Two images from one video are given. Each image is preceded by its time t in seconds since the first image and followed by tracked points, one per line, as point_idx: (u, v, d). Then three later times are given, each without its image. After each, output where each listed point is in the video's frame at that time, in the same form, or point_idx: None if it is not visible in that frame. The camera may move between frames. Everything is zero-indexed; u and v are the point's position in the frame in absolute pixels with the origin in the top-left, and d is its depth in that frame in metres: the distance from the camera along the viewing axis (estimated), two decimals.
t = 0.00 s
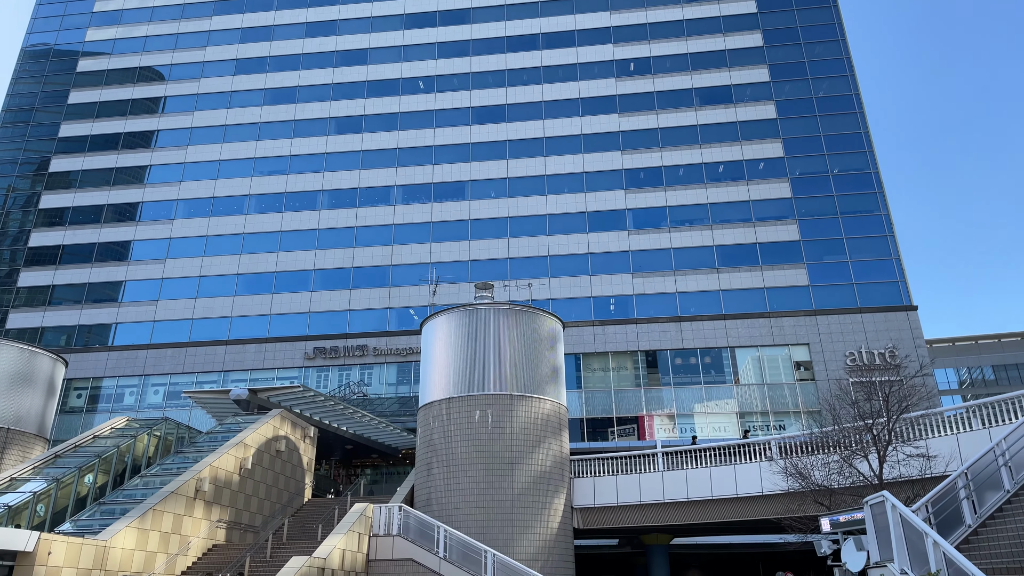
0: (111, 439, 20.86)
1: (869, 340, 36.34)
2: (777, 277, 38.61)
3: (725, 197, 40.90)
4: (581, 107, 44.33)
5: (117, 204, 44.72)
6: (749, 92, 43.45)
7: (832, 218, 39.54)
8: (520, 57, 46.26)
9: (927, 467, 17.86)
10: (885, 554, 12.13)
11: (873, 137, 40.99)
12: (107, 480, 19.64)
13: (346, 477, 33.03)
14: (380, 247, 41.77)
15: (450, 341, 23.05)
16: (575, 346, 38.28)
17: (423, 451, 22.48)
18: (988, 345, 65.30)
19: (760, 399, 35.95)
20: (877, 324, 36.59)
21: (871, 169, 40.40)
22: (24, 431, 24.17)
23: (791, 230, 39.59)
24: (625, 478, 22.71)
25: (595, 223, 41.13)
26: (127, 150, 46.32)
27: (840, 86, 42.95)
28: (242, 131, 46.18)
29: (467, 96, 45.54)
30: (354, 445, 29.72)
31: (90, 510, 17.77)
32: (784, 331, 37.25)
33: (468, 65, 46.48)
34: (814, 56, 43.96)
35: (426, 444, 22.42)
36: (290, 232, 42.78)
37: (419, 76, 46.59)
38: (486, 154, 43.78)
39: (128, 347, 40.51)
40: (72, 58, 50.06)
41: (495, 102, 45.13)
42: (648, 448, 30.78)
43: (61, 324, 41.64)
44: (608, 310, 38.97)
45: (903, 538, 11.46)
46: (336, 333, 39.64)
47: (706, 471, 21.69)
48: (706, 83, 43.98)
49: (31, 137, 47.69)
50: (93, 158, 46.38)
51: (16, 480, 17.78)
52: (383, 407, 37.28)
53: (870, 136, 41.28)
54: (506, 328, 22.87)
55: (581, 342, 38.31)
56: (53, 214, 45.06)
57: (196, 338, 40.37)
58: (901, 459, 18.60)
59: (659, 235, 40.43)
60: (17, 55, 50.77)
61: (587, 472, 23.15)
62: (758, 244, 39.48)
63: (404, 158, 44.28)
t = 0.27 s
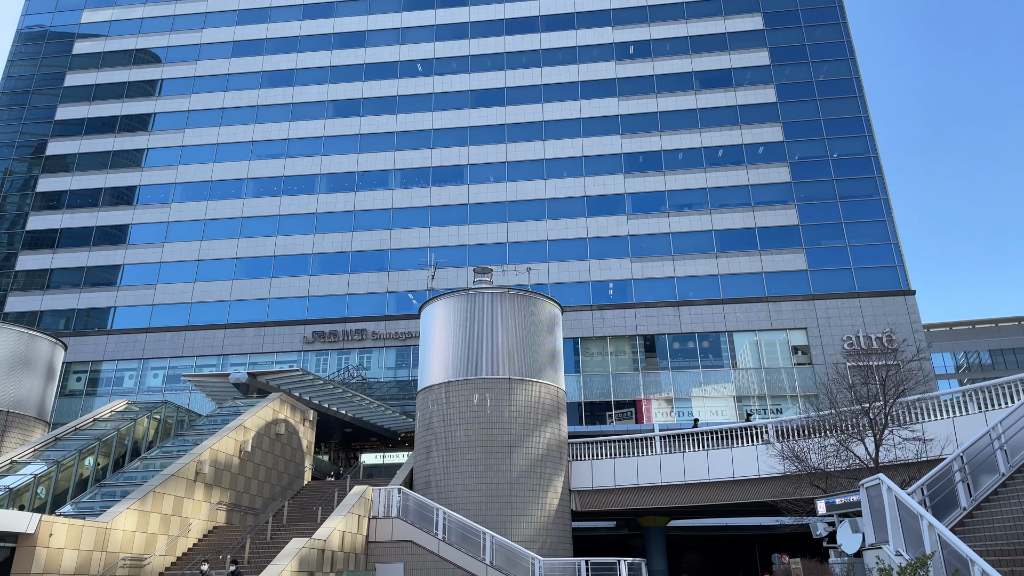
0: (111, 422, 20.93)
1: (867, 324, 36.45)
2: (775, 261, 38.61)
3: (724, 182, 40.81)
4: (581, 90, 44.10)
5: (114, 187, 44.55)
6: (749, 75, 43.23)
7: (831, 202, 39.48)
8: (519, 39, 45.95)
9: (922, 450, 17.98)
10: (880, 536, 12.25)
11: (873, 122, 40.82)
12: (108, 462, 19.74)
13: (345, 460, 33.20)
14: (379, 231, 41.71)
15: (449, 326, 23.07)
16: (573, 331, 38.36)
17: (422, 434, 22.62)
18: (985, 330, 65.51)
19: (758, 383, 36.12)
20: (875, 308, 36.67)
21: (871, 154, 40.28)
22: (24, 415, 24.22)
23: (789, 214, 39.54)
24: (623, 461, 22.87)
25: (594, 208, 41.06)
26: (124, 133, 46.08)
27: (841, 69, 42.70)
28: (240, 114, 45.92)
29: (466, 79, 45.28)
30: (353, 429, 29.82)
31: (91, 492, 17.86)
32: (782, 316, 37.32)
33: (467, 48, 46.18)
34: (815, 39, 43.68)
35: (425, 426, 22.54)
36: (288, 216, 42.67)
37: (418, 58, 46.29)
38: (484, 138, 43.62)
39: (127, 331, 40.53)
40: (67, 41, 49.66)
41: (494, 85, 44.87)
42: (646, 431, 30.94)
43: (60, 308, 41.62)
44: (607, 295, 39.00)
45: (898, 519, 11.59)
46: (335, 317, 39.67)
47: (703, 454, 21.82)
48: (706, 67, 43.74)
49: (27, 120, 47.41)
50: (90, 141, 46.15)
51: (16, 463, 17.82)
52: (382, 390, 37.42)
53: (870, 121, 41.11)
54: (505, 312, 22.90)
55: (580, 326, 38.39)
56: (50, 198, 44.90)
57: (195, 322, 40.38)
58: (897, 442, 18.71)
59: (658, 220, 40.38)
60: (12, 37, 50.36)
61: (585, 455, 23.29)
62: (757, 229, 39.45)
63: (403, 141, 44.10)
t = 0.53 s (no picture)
0: (109, 407, 20.98)
1: (864, 311, 36.52)
2: (773, 248, 38.60)
3: (723, 168, 40.73)
4: (579, 76, 43.88)
5: (111, 172, 44.36)
6: (749, 62, 43.04)
7: (829, 189, 39.42)
8: (517, 25, 45.67)
9: (918, 437, 18.08)
10: (875, 522, 12.35)
11: (873, 109, 40.67)
12: (106, 447, 19.80)
13: (343, 445, 33.33)
14: (377, 217, 41.62)
15: (447, 313, 23.08)
16: (571, 318, 38.40)
17: (420, 420, 22.69)
18: (981, 318, 65.71)
19: (754, 370, 36.26)
20: (872, 296, 36.72)
21: (870, 141, 40.17)
22: (22, 399, 24.25)
23: (788, 201, 39.49)
24: (620, 447, 22.98)
25: (592, 195, 40.98)
26: (120, 117, 45.82)
27: (841, 56, 42.49)
28: (237, 99, 45.66)
29: (464, 65, 45.04)
30: (351, 414, 29.89)
31: (90, 477, 17.93)
32: (779, 304, 37.39)
33: (465, 33, 45.90)
34: (815, 25, 43.44)
35: (423, 412, 22.61)
36: (286, 202, 42.55)
37: (415, 43, 46.00)
38: (482, 124, 43.44)
39: (125, 316, 40.49)
40: (62, 24, 49.27)
41: (492, 71, 44.63)
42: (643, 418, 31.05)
43: (57, 293, 41.55)
44: (604, 282, 39.02)
45: (893, 504, 11.66)
46: (332, 304, 39.65)
47: (699, 441, 21.93)
48: (706, 53, 43.54)
49: (22, 104, 47.12)
50: (86, 126, 45.90)
51: (15, 447, 17.87)
52: (380, 376, 37.50)
53: (870, 107, 40.96)
54: (503, 299, 22.90)
55: (578, 313, 38.44)
56: (46, 183, 44.72)
57: (192, 308, 40.34)
58: (893, 429, 18.80)
59: (656, 206, 40.33)
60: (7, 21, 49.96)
61: (582, 441, 23.39)
62: (756, 216, 39.42)
63: (400, 127, 43.92)
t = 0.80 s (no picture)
0: (107, 391, 20.99)
1: (860, 299, 36.61)
2: (771, 236, 38.60)
3: (721, 155, 40.66)
4: (578, 61, 43.67)
5: (107, 156, 44.14)
6: (749, 48, 42.85)
7: (828, 177, 39.36)
8: (517, 9, 45.38)
9: (913, 424, 18.18)
10: (869, 507, 12.45)
11: (872, 96, 40.51)
12: (104, 431, 19.82)
13: (340, 430, 33.45)
14: (375, 203, 41.51)
15: (445, 299, 23.09)
16: (568, 304, 38.46)
17: (417, 404, 22.78)
18: (977, 306, 65.93)
19: (751, 357, 36.41)
20: (869, 283, 36.79)
21: (869, 128, 40.05)
22: (19, 383, 24.26)
23: (786, 189, 39.44)
24: (616, 433, 23.10)
25: (590, 181, 40.91)
26: (116, 101, 45.54)
27: (841, 42, 42.27)
28: (234, 82, 45.38)
29: (462, 49, 44.77)
30: (349, 399, 29.95)
31: (88, 460, 17.98)
32: (776, 291, 37.47)
33: (464, 17, 45.61)
34: (815, 11, 43.20)
35: (420, 397, 22.69)
36: (283, 187, 42.41)
37: (413, 28, 45.70)
38: (481, 109, 43.25)
39: (122, 301, 40.43)
40: (57, 6, 48.82)
41: (490, 56, 44.39)
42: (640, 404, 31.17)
43: (54, 277, 41.45)
44: (602, 268, 39.04)
45: (887, 491, 11.74)
46: (330, 289, 39.62)
47: (695, 427, 22.04)
48: (705, 39, 43.33)
49: (18, 87, 46.79)
50: (82, 110, 45.63)
51: (13, 430, 17.89)
52: (378, 361, 37.56)
53: (869, 95, 40.79)
54: (501, 285, 22.90)
55: (575, 300, 38.48)
56: (43, 166, 44.50)
57: (189, 293, 40.28)
58: (887, 416, 18.90)
59: (655, 193, 40.28)
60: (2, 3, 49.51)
61: (578, 426, 23.52)
62: (754, 203, 39.39)
63: (398, 112, 43.72)
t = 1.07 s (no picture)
0: (105, 377, 21.01)
1: (857, 288, 36.67)
2: (770, 224, 38.58)
3: (720, 143, 40.57)
4: (577, 48, 43.46)
5: (104, 142, 43.95)
6: (749, 35, 42.65)
7: (827, 165, 39.27)
8: None
9: (909, 411, 18.27)
10: (865, 494, 12.53)
11: (872, 84, 40.34)
12: (102, 417, 19.86)
13: (339, 417, 33.55)
14: (373, 190, 41.40)
15: (443, 286, 23.09)
16: (567, 292, 38.49)
17: (416, 391, 22.84)
18: (974, 295, 66.09)
19: (748, 345, 36.51)
20: (867, 272, 36.84)
21: (868, 117, 39.91)
22: (18, 368, 24.29)
23: (785, 177, 39.38)
24: (613, 420, 23.19)
25: (589, 169, 40.82)
26: (113, 86, 45.29)
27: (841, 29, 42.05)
28: (231, 68, 45.13)
29: (461, 35, 44.52)
30: (347, 386, 30.01)
31: (86, 446, 18.03)
32: (774, 280, 37.51)
33: (462, 3, 45.33)
34: None
35: (418, 383, 22.75)
36: (281, 173, 42.27)
37: (412, 13, 45.41)
38: (479, 96, 43.06)
39: (119, 287, 40.37)
40: None
41: (489, 42, 44.16)
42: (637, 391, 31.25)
43: (51, 264, 41.37)
44: (600, 256, 39.03)
45: (884, 479, 11.78)
46: (328, 276, 39.59)
47: (692, 414, 22.12)
48: (705, 26, 43.12)
49: (13, 72, 46.51)
50: (79, 95, 45.39)
51: (11, 416, 17.92)
52: (376, 349, 37.60)
53: (869, 83, 40.62)
54: (500, 273, 22.91)
55: (573, 288, 38.51)
56: (39, 152, 44.30)
57: (187, 279, 40.23)
58: (884, 403, 18.98)
59: (654, 181, 40.21)
60: None
61: (576, 413, 23.60)
62: (753, 191, 39.34)
63: (396, 99, 43.53)
